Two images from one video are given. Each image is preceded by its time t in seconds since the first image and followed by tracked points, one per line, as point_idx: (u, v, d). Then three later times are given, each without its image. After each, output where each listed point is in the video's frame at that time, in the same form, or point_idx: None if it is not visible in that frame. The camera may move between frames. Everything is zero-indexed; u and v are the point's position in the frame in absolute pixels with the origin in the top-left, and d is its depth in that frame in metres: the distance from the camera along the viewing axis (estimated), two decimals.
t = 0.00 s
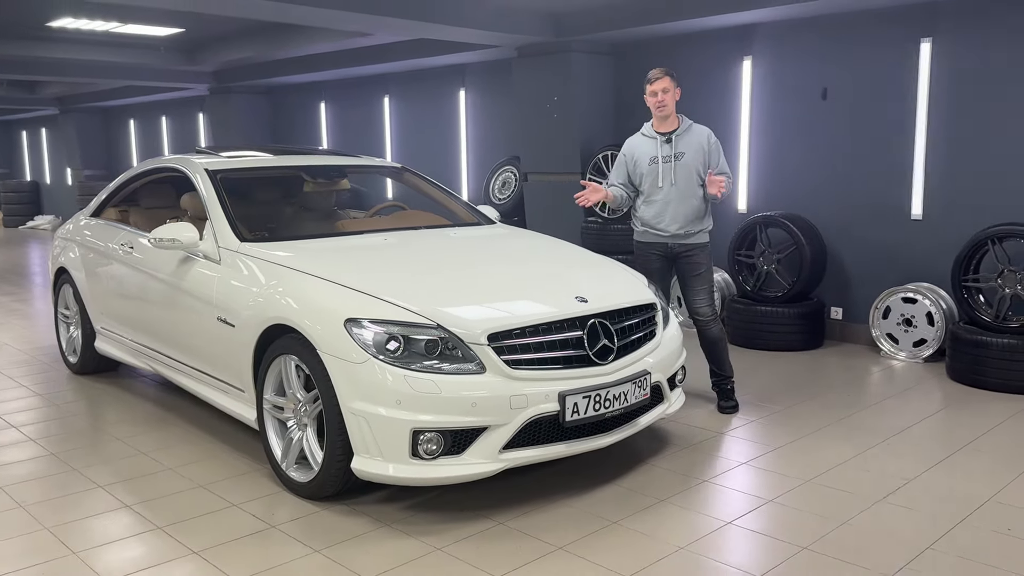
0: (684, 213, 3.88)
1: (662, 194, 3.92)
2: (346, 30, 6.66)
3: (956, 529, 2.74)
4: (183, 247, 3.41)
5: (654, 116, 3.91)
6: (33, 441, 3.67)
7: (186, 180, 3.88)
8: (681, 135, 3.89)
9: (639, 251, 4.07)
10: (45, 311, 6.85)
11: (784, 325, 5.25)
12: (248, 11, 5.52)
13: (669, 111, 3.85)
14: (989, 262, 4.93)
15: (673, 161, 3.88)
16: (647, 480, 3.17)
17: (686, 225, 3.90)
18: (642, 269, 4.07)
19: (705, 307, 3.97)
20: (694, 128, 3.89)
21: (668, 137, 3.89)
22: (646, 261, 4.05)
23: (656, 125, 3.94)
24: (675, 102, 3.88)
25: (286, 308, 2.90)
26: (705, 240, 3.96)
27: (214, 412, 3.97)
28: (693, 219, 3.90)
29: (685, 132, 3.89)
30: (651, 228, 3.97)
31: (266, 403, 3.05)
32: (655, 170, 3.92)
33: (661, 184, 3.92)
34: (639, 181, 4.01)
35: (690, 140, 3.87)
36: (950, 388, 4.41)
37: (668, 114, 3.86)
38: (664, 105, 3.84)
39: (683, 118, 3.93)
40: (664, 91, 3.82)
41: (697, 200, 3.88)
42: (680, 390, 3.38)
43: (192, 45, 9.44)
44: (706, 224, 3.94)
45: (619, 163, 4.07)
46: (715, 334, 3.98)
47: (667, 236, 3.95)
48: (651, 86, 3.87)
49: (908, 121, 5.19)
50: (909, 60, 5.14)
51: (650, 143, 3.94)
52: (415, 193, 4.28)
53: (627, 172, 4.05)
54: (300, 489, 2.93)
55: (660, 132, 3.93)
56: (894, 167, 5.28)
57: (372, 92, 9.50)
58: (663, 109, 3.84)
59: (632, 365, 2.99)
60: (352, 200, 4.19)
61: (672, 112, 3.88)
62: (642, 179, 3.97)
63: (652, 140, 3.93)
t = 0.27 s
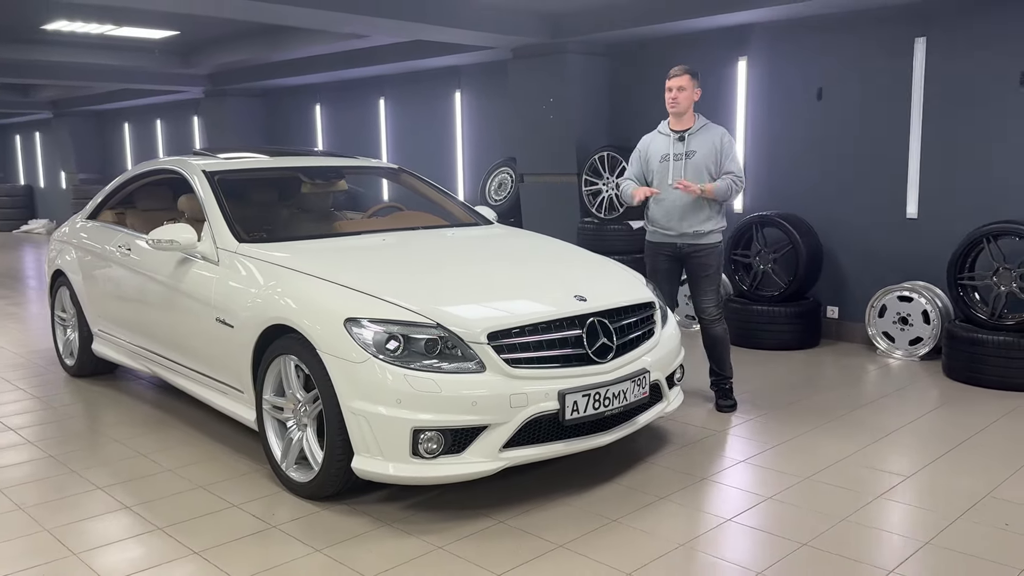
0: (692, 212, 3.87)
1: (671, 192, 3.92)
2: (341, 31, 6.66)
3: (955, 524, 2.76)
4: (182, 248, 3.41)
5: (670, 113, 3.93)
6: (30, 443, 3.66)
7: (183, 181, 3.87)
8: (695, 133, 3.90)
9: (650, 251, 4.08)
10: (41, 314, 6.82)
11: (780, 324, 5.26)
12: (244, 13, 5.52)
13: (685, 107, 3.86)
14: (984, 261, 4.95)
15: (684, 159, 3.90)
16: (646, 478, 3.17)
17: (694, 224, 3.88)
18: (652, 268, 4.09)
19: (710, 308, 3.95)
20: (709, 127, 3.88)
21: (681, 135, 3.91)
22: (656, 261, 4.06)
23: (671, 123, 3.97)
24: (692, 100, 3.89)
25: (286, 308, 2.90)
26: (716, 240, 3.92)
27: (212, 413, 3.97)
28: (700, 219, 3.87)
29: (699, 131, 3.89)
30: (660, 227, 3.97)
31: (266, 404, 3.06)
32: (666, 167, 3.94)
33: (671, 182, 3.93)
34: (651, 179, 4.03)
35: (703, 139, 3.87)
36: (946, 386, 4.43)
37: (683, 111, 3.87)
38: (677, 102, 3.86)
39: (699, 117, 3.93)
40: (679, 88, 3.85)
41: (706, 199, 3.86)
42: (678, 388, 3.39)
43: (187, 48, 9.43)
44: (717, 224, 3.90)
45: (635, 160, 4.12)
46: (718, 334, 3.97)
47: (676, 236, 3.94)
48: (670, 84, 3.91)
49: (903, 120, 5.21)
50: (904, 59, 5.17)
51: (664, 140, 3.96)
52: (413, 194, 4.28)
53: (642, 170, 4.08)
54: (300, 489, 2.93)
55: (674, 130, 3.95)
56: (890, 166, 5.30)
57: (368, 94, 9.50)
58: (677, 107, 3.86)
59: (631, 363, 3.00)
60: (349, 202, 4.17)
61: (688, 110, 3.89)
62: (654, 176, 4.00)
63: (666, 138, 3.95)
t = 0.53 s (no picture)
0: (701, 212, 3.82)
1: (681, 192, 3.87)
2: (336, 33, 6.66)
3: (951, 522, 2.77)
4: (177, 250, 3.40)
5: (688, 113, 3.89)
6: (25, 445, 3.65)
7: (178, 183, 3.87)
8: (709, 134, 3.85)
9: (657, 250, 4.04)
10: (35, 317, 6.80)
11: (776, 324, 5.27)
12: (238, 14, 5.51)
13: (706, 110, 3.81)
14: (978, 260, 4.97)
15: (696, 159, 3.87)
16: (643, 477, 3.18)
17: (701, 225, 3.82)
18: (658, 267, 4.04)
19: (714, 309, 3.92)
20: (724, 128, 3.83)
21: (695, 135, 3.87)
22: (663, 260, 4.01)
23: (687, 123, 3.92)
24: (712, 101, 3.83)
25: (282, 309, 2.89)
26: (724, 242, 3.86)
27: (208, 415, 3.96)
28: (709, 220, 3.81)
29: (713, 131, 3.85)
30: (668, 226, 3.93)
31: (262, 405, 3.05)
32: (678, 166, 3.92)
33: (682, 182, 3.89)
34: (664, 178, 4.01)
35: (717, 140, 3.83)
36: (941, 385, 4.45)
37: (703, 113, 3.82)
38: (699, 104, 3.80)
39: (717, 118, 3.88)
40: (700, 89, 3.78)
41: (715, 201, 3.80)
42: (675, 388, 3.40)
43: (181, 50, 9.42)
44: (726, 226, 3.84)
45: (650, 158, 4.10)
46: (721, 335, 3.93)
47: (683, 236, 3.89)
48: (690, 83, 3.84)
49: (897, 120, 5.23)
50: (898, 59, 5.19)
51: (678, 139, 3.93)
52: (409, 195, 4.27)
53: (656, 168, 4.05)
54: (296, 490, 2.93)
55: (689, 129, 3.91)
56: (885, 166, 5.32)
57: (363, 96, 9.50)
58: (698, 108, 3.81)
59: (627, 362, 3.01)
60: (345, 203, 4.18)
61: (707, 112, 3.84)
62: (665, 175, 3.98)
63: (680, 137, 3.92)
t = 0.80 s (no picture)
0: (710, 214, 3.80)
1: (692, 194, 3.86)
2: (332, 35, 6.67)
3: (948, 521, 2.77)
4: (174, 251, 3.40)
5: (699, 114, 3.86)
6: (22, 447, 3.64)
7: (175, 184, 3.86)
8: (720, 137, 3.83)
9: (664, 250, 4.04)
10: (32, 319, 6.79)
11: (772, 324, 5.28)
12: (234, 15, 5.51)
13: (717, 110, 3.79)
14: (974, 260, 4.98)
15: (706, 161, 3.83)
16: (640, 477, 3.18)
17: (712, 227, 3.82)
18: (663, 264, 4.02)
19: (718, 309, 3.93)
20: (736, 131, 3.80)
21: (706, 137, 3.85)
22: (669, 258, 4.00)
23: (698, 124, 3.90)
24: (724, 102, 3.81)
25: (280, 310, 2.89)
26: (732, 244, 3.85)
27: (205, 417, 3.95)
28: (720, 222, 3.80)
29: (724, 134, 3.82)
30: (677, 227, 3.92)
31: (260, 406, 3.05)
32: (687, 168, 3.89)
33: (691, 183, 3.87)
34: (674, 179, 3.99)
35: (727, 142, 3.80)
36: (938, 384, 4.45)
37: (714, 114, 3.80)
38: (710, 105, 3.79)
39: (728, 120, 3.86)
40: (712, 90, 3.76)
41: (726, 203, 3.78)
42: (672, 388, 3.40)
43: (177, 51, 9.42)
44: (736, 228, 3.83)
45: (660, 158, 4.07)
46: (724, 335, 3.95)
47: (690, 237, 3.88)
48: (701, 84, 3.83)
49: (893, 120, 5.24)
50: (894, 60, 5.20)
51: (689, 141, 3.91)
52: (406, 196, 4.28)
53: (667, 169, 4.03)
54: (294, 491, 2.93)
55: (700, 131, 3.89)
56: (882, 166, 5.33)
57: (359, 97, 9.50)
58: (710, 109, 3.79)
59: (624, 362, 3.01)
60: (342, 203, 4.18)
61: (719, 113, 3.82)
62: (675, 176, 3.95)
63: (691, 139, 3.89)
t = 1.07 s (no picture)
0: (713, 214, 3.79)
1: (696, 193, 3.85)
2: (331, 35, 6.67)
3: (947, 521, 2.77)
4: (172, 251, 3.39)
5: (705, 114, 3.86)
6: (20, 448, 3.63)
7: (173, 184, 3.86)
8: (727, 137, 3.81)
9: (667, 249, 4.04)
10: (30, 320, 6.78)
11: (771, 324, 5.28)
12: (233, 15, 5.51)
13: (720, 110, 3.78)
14: (973, 260, 4.99)
15: (712, 161, 3.82)
16: (639, 477, 3.18)
17: (715, 227, 3.81)
18: (666, 265, 4.03)
19: (718, 310, 3.92)
20: (744, 132, 3.77)
21: (713, 137, 3.83)
22: (672, 258, 4.01)
23: (707, 124, 3.89)
24: (729, 101, 3.80)
25: (278, 310, 2.89)
26: (735, 245, 3.84)
27: (203, 417, 3.95)
28: (723, 222, 3.79)
29: (732, 134, 3.80)
30: (680, 226, 3.92)
31: (258, 406, 3.05)
32: (693, 167, 3.88)
33: (696, 183, 3.86)
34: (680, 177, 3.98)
35: (734, 143, 3.78)
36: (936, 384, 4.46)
37: (718, 113, 3.79)
38: (711, 105, 3.78)
39: (736, 119, 3.83)
40: (713, 89, 3.77)
41: (730, 204, 3.77)
42: (671, 388, 3.40)
43: (176, 51, 9.41)
44: (739, 229, 3.81)
45: (667, 156, 4.07)
46: (724, 336, 3.95)
47: (693, 237, 3.88)
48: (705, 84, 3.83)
49: (892, 120, 5.25)
50: (893, 60, 5.20)
51: (696, 140, 3.90)
52: (405, 196, 4.27)
53: (674, 167, 4.03)
54: (292, 491, 2.93)
55: (708, 130, 3.87)
56: (880, 167, 5.33)
57: (358, 97, 9.50)
58: (712, 108, 3.79)
59: (623, 363, 3.01)
60: (341, 204, 4.18)
61: (724, 112, 3.80)
62: (681, 175, 3.94)
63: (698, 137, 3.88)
